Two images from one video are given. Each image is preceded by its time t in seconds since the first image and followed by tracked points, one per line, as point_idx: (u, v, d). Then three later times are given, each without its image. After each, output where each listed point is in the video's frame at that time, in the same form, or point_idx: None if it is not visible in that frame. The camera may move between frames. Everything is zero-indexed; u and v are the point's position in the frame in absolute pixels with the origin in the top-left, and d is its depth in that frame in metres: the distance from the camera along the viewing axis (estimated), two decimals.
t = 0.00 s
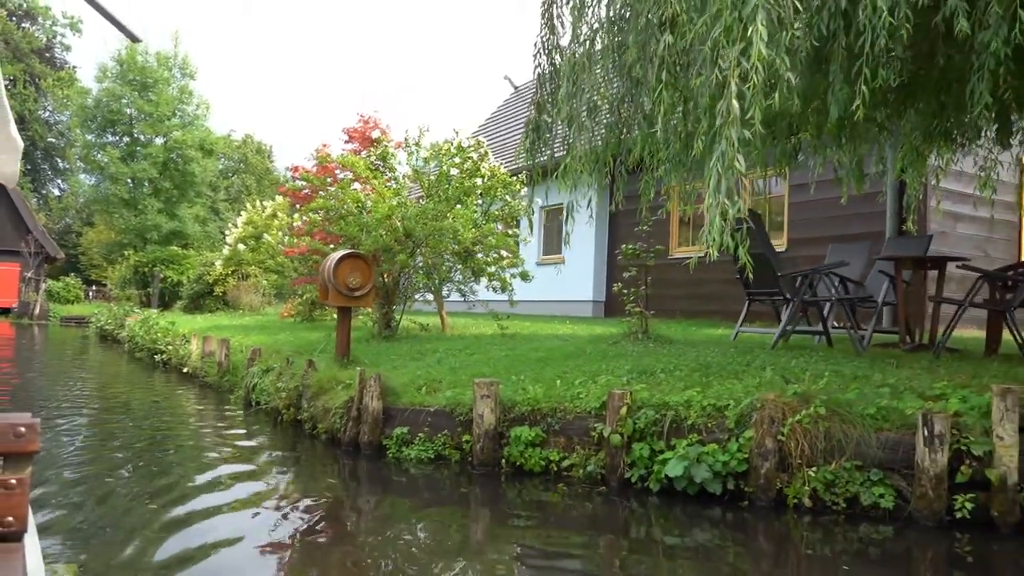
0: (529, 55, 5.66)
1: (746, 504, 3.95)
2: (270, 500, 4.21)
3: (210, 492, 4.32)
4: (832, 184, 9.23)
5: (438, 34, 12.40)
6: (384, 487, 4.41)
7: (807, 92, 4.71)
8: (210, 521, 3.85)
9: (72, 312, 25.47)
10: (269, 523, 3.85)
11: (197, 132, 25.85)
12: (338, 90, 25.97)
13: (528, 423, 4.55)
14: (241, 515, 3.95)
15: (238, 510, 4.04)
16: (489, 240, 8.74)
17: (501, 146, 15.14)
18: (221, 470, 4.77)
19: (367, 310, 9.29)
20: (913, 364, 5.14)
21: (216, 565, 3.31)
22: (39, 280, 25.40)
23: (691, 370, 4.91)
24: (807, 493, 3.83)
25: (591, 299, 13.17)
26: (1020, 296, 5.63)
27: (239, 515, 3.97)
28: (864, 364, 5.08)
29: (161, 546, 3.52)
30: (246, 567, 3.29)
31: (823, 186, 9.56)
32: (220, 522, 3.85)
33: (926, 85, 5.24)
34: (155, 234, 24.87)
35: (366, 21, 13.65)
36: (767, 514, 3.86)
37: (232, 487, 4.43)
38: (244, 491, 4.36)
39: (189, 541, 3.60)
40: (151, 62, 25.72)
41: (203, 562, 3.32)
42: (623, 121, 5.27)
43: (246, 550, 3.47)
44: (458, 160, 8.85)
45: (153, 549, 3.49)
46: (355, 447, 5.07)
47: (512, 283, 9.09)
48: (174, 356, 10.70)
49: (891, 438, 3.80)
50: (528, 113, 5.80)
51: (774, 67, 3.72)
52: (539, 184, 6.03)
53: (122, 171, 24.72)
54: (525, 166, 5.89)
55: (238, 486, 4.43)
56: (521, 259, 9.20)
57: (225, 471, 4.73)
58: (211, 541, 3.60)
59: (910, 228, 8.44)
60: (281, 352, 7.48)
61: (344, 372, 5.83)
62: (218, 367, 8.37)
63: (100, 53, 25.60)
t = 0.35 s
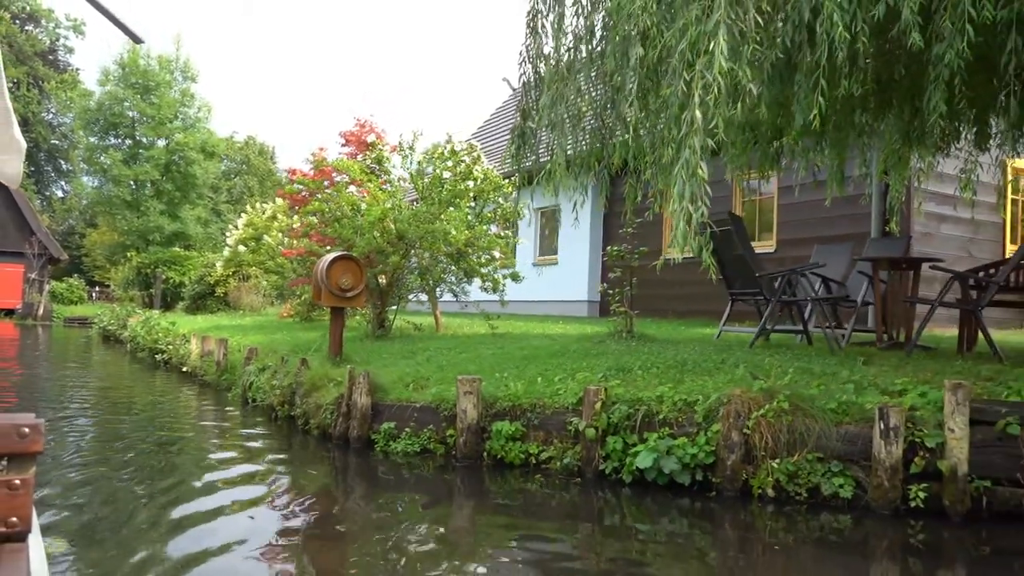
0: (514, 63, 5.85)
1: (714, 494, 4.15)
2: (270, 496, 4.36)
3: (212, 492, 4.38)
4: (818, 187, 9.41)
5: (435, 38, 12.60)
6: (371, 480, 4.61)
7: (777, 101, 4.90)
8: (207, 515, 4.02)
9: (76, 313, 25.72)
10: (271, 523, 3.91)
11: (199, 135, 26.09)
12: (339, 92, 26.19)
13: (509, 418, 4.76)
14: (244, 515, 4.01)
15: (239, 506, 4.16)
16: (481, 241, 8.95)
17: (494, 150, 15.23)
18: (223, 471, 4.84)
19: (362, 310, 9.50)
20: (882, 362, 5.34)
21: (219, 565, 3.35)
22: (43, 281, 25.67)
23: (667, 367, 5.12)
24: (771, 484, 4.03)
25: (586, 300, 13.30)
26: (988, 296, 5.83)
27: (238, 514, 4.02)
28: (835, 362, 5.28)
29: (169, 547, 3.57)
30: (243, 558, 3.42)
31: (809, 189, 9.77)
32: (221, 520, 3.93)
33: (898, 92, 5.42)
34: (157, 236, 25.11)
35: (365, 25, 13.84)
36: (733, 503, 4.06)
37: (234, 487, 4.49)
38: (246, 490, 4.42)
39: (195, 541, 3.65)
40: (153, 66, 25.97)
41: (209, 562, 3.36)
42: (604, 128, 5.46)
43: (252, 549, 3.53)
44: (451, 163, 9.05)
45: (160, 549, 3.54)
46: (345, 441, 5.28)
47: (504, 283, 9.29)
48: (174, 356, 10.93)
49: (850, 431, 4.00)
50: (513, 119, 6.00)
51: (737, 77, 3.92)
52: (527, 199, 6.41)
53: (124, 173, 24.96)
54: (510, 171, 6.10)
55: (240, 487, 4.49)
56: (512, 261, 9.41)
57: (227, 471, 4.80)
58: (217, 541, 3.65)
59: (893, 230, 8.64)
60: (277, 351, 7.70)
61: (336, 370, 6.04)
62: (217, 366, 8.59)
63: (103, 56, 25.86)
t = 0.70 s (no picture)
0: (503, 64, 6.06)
1: (685, 477, 4.36)
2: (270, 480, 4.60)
3: (215, 487, 4.43)
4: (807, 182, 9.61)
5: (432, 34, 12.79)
6: (363, 465, 4.83)
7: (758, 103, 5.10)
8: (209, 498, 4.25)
9: (82, 306, 26.01)
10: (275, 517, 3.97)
11: (202, 129, 26.33)
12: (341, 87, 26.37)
13: (493, 406, 4.98)
14: (247, 510, 4.07)
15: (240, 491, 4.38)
16: (475, 236, 9.17)
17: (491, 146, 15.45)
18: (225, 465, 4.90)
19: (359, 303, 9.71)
20: (856, 354, 5.54)
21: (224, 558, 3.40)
22: (48, 275, 26.02)
23: (647, 358, 5.32)
24: (739, 468, 4.23)
25: (583, 293, 13.39)
26: (960, 288, 6.04)
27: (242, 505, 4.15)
28: (809, 353, 5.48)
29: (177, 542, 3.60)
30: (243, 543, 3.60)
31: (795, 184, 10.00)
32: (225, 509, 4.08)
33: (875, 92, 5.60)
34: (162, 229, 25.35)
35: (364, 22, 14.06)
36: (704, 487, 4.27)
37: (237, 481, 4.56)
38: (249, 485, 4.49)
39: (201, 535, 3.68)
40: (156, 60, 26.19)
41: (215, 555, 3.40)
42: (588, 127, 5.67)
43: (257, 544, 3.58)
44: (446, 159, 9.26)
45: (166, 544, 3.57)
46: (338, 428, 5.51)
47: (497, 277, 9.50)
48: (177, 347, 11.18)
49: (814, 417, 4.21)
50: (501, 118, 6.20)
51: (707, 81, 4.12)
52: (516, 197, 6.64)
53: (129, 167, 25.19)
54: (500, 168, 6.32)
55: (243, 481, 4.55)
56: (505, 255, 9.61)
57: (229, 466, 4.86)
58: (222, 536, 3.68)
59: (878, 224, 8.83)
60: (275, 343, 7.92)
61: (330, 361, 6.27)
62: (218, 357, 8.83)
63: (107, 51, 26.10)
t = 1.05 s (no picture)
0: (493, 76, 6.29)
1: (663, 473, 4.56)
2: (268, 476, 4.83)
3: (219, 492, 4.47)
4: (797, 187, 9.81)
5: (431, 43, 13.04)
6: (356, 462, 5.04)
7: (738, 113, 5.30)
8: (211, 493, 4.46)
9: (89, 311, 26.31)
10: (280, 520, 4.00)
11: (208, 135, 26.64)
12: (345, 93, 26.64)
13: (480, 405, 5.19)
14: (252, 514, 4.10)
15: (244, 486, 4.60)
16: (470, 241, 9.37)
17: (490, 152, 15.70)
18: (230, 470, 4.93)
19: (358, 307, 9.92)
20: (834, 355, 5.73)
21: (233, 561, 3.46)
22: (56, 280, 26.35)
23: (629, 359, 5.53)
24: (713, 463, 4.43)
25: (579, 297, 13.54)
26: (938, 291, 6.23)
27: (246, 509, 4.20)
28: (787, 354, 5.68)
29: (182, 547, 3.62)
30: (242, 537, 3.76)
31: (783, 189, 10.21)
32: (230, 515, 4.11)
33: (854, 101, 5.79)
34: (168, 234, 25.64)
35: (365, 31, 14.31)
36: (680, 481, 4.47)
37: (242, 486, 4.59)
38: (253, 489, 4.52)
39: (211, 541, 3.71)
40: (162, 68, 26.52)
41: (226, 559, 3.45)
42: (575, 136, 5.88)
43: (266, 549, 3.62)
44: (443, 166, 9.48)
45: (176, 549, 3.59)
46: (333, 427, 5.73)
47: (492, 281, 9.71)
48: (181, 351, 11.42)
49: (784, 415, 4.41)
50: (492, 128, 6.43)
51: (680, 94, 4.33)
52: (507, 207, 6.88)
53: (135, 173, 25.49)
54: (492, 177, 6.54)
55: (246, 486, 4.58)
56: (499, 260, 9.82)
57: (234, 471, 4.88)
58: (230, 541, 3.72)
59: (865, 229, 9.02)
60: (276, 346, 8.14)
61: (327, 363, 6.49)
62: (221, 359, 9.06)
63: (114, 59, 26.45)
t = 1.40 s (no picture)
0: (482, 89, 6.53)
1: (640, 472, 4.76)
2: (266, 476, 5.03)
3: (221, 501, 4.51)
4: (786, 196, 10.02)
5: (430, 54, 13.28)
6: (348, 462, 5.25)
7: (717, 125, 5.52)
8: (210, 493, 4.66)
9: (94, 317, 26.59)
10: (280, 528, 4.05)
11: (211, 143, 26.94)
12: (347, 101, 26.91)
13: (467, 407, 5.40)
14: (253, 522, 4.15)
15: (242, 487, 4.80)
16: (464, 249, 9.59)
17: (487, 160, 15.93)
18: (232, 479, 4.98)
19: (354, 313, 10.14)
20: (810, 360, 5.93)
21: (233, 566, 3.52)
22: (61, 287, 26.69)
23: (611, 363, 5.73)
24: (687, 462, 4.63)
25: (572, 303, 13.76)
26: (914, 297, 6.45)
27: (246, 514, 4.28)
28: (764, 358, 5.88)
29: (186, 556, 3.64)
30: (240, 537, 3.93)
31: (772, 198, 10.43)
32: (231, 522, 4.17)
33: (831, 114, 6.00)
34: (172, 241, 25.92)
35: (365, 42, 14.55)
36: (656, 480, 4.68)
37: (243, 494, 4.64)
38: (254, 498, 4.57)
39: (212, 548, 3.75)
40: (167, 76, 26.83)
41: (228, 565, 3.50)
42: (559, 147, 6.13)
43: (267, 556, 3.66)
44: (438, 175, 9.70)
45: (178, 556, 3.63)
46: (327, 429, 5.94)
47: (485, 288, 9.94)
48: (183, 356, 11.66)
49: (755, 416, 4.61)
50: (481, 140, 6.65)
51: (653, 110, 4.57)
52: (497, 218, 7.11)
53: (139, 181, 25.77)
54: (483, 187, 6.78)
55: (247, 494, 4.63)
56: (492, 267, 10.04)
57: (235, 481, 4.93)
58: (232, 549, 3.76)
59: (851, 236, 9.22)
60: (274, 351, 8.36)
61: (322, 367, 6.70)
62: (221, 364, 9.29)
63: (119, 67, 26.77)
